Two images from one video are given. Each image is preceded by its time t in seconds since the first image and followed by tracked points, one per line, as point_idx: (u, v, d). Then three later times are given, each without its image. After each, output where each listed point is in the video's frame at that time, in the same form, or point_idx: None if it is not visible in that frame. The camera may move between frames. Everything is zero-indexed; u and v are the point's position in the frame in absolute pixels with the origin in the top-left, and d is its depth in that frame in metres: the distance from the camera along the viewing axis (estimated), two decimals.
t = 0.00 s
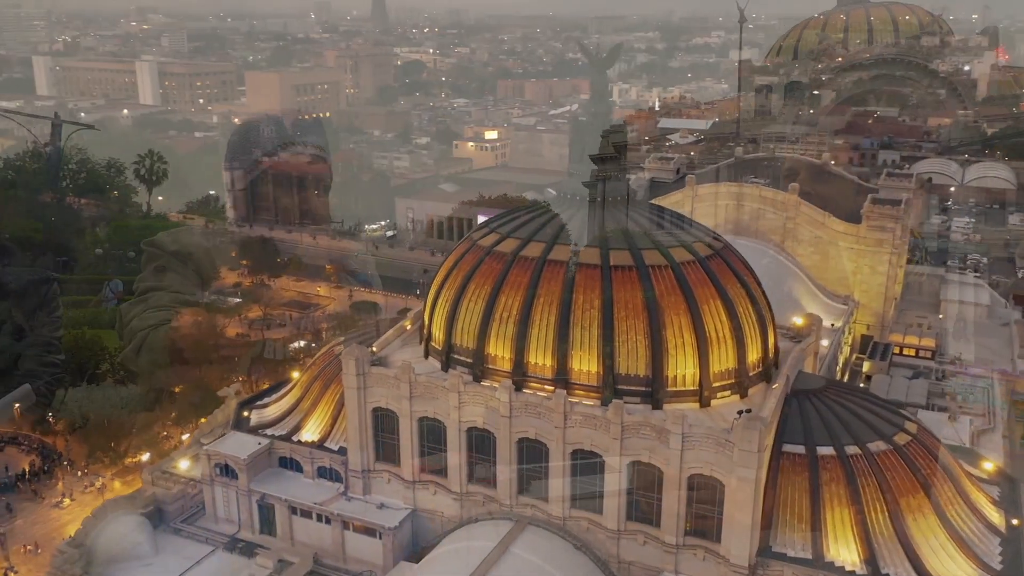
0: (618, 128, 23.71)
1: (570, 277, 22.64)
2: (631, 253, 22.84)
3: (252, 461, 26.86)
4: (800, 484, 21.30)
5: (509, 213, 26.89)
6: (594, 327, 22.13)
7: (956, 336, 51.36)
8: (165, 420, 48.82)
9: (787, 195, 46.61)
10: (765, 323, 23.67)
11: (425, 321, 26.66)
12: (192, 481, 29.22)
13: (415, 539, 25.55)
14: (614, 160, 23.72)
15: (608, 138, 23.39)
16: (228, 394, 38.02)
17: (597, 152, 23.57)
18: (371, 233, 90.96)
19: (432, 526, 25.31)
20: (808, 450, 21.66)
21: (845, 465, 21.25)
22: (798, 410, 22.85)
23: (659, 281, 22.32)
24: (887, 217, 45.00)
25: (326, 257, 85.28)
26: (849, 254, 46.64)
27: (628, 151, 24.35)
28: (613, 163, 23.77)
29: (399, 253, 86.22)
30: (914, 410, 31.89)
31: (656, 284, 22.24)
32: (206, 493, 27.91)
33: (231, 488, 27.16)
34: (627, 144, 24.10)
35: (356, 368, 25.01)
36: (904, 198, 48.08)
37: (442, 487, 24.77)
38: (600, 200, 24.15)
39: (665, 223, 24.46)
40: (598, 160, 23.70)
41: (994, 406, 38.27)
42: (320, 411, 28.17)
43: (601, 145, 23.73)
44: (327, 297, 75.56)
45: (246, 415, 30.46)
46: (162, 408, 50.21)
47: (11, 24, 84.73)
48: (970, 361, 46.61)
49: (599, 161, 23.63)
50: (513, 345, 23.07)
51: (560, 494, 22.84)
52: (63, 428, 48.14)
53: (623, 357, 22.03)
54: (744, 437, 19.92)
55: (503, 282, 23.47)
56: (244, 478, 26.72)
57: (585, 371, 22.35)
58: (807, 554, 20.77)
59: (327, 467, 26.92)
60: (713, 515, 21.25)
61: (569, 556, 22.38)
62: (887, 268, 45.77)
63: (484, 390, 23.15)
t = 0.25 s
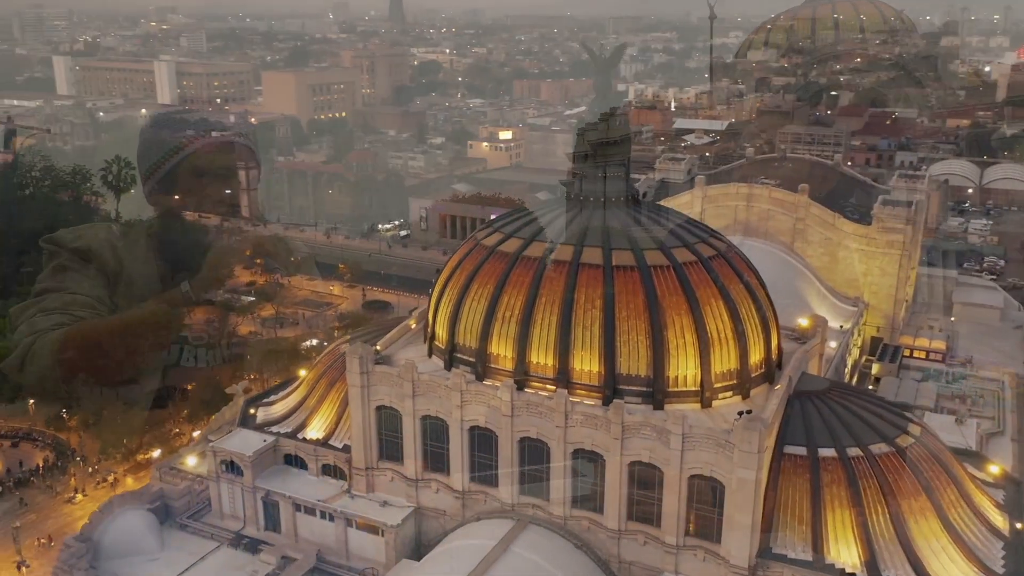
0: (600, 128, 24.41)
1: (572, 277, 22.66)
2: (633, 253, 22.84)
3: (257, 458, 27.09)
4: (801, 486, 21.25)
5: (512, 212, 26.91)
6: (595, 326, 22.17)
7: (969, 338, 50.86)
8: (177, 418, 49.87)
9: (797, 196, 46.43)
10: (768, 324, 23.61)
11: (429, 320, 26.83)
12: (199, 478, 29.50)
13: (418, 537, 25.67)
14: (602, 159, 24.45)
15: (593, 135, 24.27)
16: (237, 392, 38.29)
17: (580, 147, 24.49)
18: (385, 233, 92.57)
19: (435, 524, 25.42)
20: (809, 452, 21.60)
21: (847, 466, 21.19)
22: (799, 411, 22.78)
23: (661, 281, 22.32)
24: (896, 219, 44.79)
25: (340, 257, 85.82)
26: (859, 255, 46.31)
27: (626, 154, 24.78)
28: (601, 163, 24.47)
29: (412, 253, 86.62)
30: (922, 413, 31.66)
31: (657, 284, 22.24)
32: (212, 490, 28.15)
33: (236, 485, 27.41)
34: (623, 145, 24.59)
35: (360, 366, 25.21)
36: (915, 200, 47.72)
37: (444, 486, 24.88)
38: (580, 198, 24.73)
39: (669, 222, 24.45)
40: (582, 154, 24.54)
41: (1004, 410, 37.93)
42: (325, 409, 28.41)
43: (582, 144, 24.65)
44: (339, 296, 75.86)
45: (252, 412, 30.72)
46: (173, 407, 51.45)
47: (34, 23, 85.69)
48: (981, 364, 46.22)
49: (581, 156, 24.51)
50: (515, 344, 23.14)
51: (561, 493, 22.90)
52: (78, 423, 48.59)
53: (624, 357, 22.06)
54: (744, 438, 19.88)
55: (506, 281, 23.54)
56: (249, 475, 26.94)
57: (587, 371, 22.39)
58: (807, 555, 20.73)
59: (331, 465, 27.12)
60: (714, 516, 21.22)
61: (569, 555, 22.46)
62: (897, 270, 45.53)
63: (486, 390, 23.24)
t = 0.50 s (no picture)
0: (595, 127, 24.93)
1: (575, 277, 22.71)
2: (636, 253, 22.85)
3: (263, 455, 27.30)
4: (803, 487, 21.21)
5: (517, 212, 26.95)
6: (597, 326, 22.21)
7: (983, 342, 50.31)
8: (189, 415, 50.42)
9: (808, 197, 46.11)
10: (771, 325, 23.55)
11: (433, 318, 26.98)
12: (206, 474, 29.78)
13: (421, 535, 25.80)
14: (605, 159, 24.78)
15: (598, 133, 24.67)
16: (246, 389, 38.60)
17: (584, 143, 24.97)
18: (399, 232, 92.42)
19: (437, 522, 25.54)
20: (811, 454, 21.55)
21: (849, 469, 21.12)
22: (802, 413, 22.72)
23: (664, 282, 22.32)
24: (908, 220, 44.28)
25: (353, 256, 86.22)
26: (870, 258, 45.75)
27: (628, 157, 24.96)
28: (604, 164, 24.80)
29: (425, 252, 86.78)
30: (930, 416, 31.40)
31: (660, 285, 22.25)
32: (218, 486, 28.42)
33: (242, 481, 27.65)
34: (626, 148, 24.86)
35: (364, 364, 25.34)
36: (928, 201, 47.17)
37: (447, 484, 25.00)
38: (575, 194, 25.10)
39: (673, 223, 24.43)
40: (585, 152, 25.01)
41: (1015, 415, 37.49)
42: (331, 407, 28.57)
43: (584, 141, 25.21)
44: (353, 294, 76.15)
45: (259, 410, 30.96)
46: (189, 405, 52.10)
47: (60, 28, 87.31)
48: (993, 367, 45.69)
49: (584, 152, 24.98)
50: (517, 344, 23.22)
51: (562, 493, 22.93)
52: (93, 419, 50.10)
53: (626, 357, 22.09)
54: (745, 439, 19.84)
55: (509, 280, 23.60)
56: (255, 472, 27.17)
57: (588, 371, 22.45)
58: (807, 557, 20.69)
59: (336, 462, 27.28)
60: (714, 516, 21.23)
61: (570, 555, 22.52)
62: (908, 273, 45.01)
63: (489, 389, 23.31)
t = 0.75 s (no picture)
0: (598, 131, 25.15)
1: (577, 277, 22.75)
2: (639, 253, 22.87)
3: (269, 452, 27.52)
4: (804, 488, 21.18)
5: (522, 213, 27.00)
6: (599, 326, 22.25)
7: (997, 345, 49.82)
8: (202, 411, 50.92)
9: (818, 198, 45.83)
10: (774, 326, 23.51)
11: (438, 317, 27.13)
12: (212, 471, 30.06)
13: (424, 532, 25.94)
14: (610, 159, 24.82)
15: (601, 135, 24.74)
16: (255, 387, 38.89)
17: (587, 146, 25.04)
18: (414, 232, 92.03)
19: (441, 520, 25.66)
20: (813, 455, 21.51)
21: (851, 471, 21.06)
22: (805, 414, 22.66)
23: (666, 282, 22.34)
24: (920, 221, 43.89)
25: (367, 255, 86.66)
26: (881, 259, 45.49)
27: (631, 159, 24.98)
28: (609, 164, 24.86)
29: (439, 252, 87.03)
30: (939, 420, 31.14)
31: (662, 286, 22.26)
32: (225, 483, 28.66)
33: (248, 478, 27.88)
34: (630, 147, 24.84)
35: (369, 362, 25.49)
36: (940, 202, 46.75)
37: (450, 482, 25.11)
38: (580, 196, 25.11)
39: (677, 224, 24.43)
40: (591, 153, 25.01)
41: None
42: (336, 404, 28.78)
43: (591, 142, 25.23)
44: (366, 293, 76.46)
45: (267, 407, 31.21)
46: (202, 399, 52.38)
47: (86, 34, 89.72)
48: (1006, 370, 45.23)
49: (589, 154, 24.97)
50: (520, 343, 23.32)
51: (564, 492, 22.97)
52: (106, 416, 49.85)
53: (627, 357, 22.13)
54: (745, 440, 19.83)
55: (513, 280, 23.70)
56: (261, 469, 27.40)
57: (590, 371, 22.50)
58: (808, 559, 20.64)
59: (341, 460, 27.46)
60: (715, 517, 21.22)
61: (570, 554, 22.57)
62: (920, 274, 44.65)
63: (491, 387, 23.39)
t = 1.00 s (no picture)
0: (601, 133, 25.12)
1: (580, 277, 22.81)
2: (642, 254, 22.88)
3: (274, 449, 27.72)
4: (805, 490, 21.12)
5: (526, 213, 27.03)
6: (601, 326, 22.29)
7: (1011, 348, 49.34)
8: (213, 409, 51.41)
9: (828, 199, 45.51)
10: (777, 327, 23.44)
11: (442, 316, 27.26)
12: (219, 468, 30.31)
13: (427, 530, 26.06)
14: (615, 161, 24.84)
15: (606, 138, 24.70)
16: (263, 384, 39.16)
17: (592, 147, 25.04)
18: (428, 232, 92.66)
19: (443, 519, 25.76)
20: (815, 457, 21.45)
21: (852, 473, 21.00)
22: (807, 416, 22.58)
23: (668, 283, 22.35)
24: (931, 222, 43.47)
25: (381, 254, 87.04)
26: (892, 260, 45.12)
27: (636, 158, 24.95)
28: (614, 165, 24.87)
29: (453, 252, 87.20)
30: (946, 423, 30.89)
31: (664, 286, 22.28)
32: (231, 479, 28.90)
33: (254, 475, 28.11)
34: (636, 149, 24.77)
35: (373, 361, 25.62)
36: (953, 204, 46.32)
37: (453, 481, 25.22)
38: (584, 196, 25.12)
39: (681, 224, 24.41)
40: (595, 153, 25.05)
41: None
42: (342, 403, 28.97)
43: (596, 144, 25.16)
44: (379, 292, 76.76)
45: (274, 404, 31.44)
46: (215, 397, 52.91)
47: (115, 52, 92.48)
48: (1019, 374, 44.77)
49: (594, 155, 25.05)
50: (522, 342, 23.39)
51: (566, 492, 23.01)
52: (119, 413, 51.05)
53: (629, 358, 22.15)
54: (745, 441, 19.82)
55: (516, 280, 23.78)
56: (266, 465, 27.62)
57: (592, 371, 22.55)
58: (809, 561, 20.59)
59: (345, 457, 27.63)
60: (715, 518, 21.21)
61: (571, 553, 22.62)
62: (931, 275, 44.24)
63: (494, 387, 23.47)
